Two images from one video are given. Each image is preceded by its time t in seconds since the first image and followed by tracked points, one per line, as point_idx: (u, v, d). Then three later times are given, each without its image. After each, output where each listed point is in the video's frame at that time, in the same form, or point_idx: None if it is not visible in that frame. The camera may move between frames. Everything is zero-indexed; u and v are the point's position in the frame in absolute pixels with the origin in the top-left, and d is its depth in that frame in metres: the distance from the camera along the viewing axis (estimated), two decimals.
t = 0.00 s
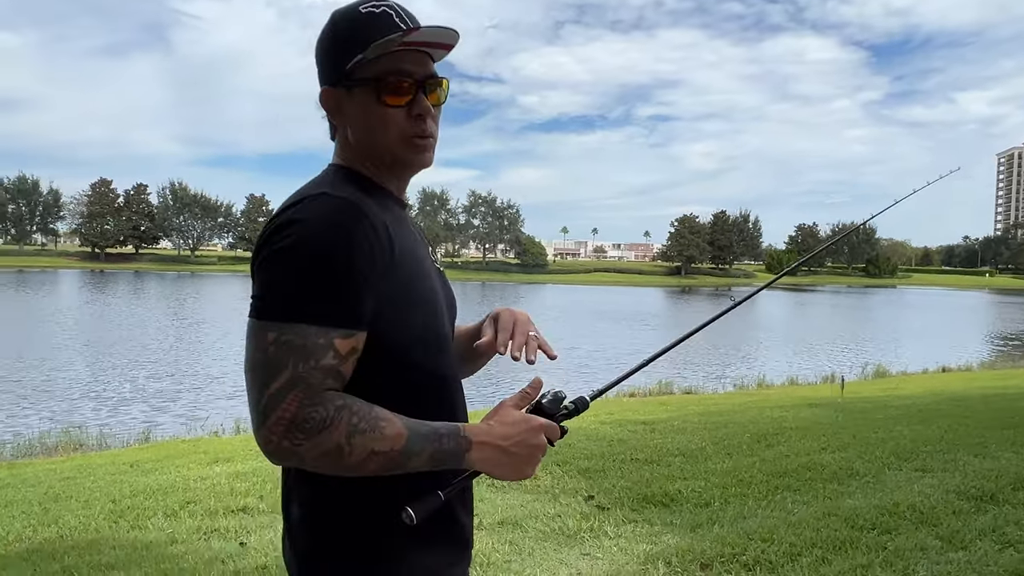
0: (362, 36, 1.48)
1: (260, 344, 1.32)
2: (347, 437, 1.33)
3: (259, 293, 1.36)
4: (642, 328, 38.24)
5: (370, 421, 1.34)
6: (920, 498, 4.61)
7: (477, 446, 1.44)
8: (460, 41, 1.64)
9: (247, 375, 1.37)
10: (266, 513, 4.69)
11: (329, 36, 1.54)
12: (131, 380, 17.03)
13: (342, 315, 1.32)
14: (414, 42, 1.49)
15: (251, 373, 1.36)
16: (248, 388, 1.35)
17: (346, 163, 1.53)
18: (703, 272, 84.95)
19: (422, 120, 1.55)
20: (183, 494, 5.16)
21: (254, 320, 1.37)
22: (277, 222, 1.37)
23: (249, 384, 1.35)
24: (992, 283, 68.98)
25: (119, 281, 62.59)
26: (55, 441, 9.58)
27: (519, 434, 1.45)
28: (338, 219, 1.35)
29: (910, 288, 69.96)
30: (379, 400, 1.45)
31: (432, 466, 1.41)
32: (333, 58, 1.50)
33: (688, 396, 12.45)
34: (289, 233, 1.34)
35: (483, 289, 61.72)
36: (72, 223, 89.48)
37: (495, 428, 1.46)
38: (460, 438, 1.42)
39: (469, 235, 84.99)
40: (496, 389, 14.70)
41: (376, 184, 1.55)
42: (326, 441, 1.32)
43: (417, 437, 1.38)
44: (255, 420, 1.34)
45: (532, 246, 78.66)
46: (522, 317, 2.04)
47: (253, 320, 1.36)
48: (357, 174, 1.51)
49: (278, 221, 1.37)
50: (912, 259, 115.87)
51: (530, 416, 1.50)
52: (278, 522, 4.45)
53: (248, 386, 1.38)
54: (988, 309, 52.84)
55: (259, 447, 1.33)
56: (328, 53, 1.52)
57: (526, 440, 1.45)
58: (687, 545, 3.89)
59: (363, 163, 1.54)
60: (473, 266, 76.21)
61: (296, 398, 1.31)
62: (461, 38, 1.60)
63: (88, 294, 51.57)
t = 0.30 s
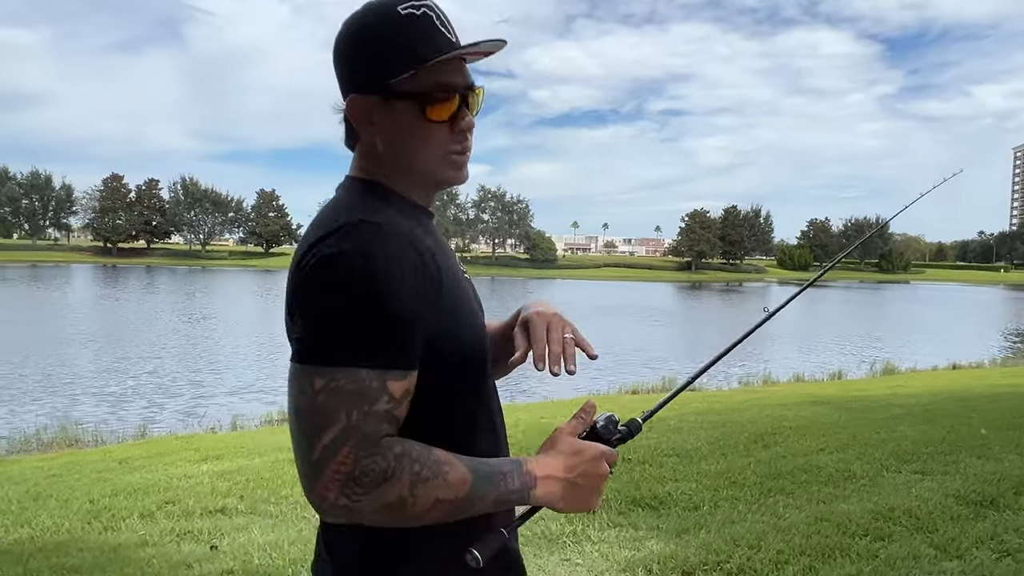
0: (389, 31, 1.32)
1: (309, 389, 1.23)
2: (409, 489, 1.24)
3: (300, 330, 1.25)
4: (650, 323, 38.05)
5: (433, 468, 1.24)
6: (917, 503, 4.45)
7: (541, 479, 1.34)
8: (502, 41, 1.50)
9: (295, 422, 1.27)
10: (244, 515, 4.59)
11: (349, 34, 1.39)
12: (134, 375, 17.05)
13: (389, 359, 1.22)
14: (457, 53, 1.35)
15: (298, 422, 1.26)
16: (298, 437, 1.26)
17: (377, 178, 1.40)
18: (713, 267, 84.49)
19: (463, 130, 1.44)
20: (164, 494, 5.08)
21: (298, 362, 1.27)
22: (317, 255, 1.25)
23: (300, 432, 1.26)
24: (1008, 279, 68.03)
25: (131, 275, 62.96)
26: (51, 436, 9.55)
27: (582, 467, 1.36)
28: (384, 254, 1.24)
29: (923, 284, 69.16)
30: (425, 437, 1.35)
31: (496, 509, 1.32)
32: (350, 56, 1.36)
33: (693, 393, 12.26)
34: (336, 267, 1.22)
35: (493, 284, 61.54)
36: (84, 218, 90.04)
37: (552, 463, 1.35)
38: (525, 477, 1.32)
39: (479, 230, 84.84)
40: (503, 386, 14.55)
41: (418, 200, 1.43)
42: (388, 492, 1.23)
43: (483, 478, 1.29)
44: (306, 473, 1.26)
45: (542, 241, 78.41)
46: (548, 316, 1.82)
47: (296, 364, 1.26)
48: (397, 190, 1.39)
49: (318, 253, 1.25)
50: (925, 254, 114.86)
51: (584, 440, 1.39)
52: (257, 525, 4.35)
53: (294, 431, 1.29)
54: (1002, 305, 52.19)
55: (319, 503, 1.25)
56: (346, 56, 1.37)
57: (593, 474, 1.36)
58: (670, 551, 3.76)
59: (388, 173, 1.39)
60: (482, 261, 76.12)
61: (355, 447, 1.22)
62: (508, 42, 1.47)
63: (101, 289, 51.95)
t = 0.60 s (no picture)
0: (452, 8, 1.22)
1: (417, 409, 1.15)
2: (539, 503, 1.23)
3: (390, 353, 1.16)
4: (655, 322, 37.91)
5: (557, 478, 1.25)
6: (905, 508, 4.33)
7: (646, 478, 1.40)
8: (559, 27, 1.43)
9: (393, 446, 1.18)
10: (217, 519, 4.50)
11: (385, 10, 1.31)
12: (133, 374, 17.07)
13: (482, 365, 1.15)
14: (524, 45, 1.27)
15: (392, 444, 1.18)
16: (404, 467, 1.18)
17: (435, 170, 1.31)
18: (719, 265, 84.22)
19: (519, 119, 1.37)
20: (135, 498, 4.98)
21: (387, 385, 1.18)
22: (400, 257, 1.15)
23: (407, 465, 1.17)
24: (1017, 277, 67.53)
25: (137, 274, 63.20)
26: (44, 435, 9.54)
27: (685, 463, 1.43)
28: (473, 254, 1.17)
29: (931, 281, 68.73)
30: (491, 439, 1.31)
31: (613, 512, 1.33)
32: (395, 38, 1.26)
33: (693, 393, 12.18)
34: (428, 274, 1.13)
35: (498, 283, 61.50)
36: (91, 217, 90.46)
37: (657, 450, 1.43)
38: (630, 478, 1.35)
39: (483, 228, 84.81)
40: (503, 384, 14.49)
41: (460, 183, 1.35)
42: (518, 511, 1.21)
43: (598, 483, 1.31)
44: (417, 503, 1.19)
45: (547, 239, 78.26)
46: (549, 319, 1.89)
47: (389, 385, 1.17)
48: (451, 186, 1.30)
49: (398, 258, 1.15)
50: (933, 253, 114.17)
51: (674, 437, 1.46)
52: (227, 532, 4.23)
53: (397, 464, 1.20)
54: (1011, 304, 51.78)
55: (442, 539, 1.19)
56: (386, 44, 1.28)
57: (688, 468, 1.43)
58: (643, 558, 3.67)
59: (416, 152, 1.30)
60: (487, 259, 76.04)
61: (479, 464, 1.17)
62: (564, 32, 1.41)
63: (108, 288, 52.17)
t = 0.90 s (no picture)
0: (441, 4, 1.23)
1: (399, 414, 1.14)
2: (515, 503, 1.25)
3: (364, 354, 1.14)
4: (653, 323, 37.83)
5: (532, 477, 1.28)
6: (879, 512, 4.24)
7: (620, 472, 1.42)
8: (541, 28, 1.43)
9: (367, 443, 1.18)
10: (179, 524, 4.42)
11: None
12: (125, 377, 17.03)
13: (469, 367, 1.15)
14: (506, 44, 1.27)
15: (367, 439, 1.17)
16: (382, 467, 1.18)
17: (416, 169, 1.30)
18: (720, 266, 84.16)
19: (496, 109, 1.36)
20: (99, 503, 4.91)
21: (364, 386, 1.16)
22: (384, 256, 1.13)
23: (385, 467, 1.18)
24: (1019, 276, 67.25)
25: (138, 276, 63.26)
26: (28, 439, 9.49)
27: (654, 448, 1.47)
28: (460, 253, 1.16)
29: (933, 281, 68.51)
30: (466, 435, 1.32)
31: (588, 506, 1.38)
32: (377, 32, 1.25)
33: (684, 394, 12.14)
34: (412, 274, 1.12)
35: (498, 284, 61.42)
36: (91, 220, 90.51)
37: (634, 443, 1.44)
38: (605, 468, 1.40)
39: (484, 229, 84.76)
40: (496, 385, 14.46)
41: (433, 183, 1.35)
42: (495, 508, 1.24)
43: (574, 479, 1.35)
44: (396, 510, 1.20)
45: (548, 240, 78.17)
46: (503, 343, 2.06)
47: (367, 386, 1.15)
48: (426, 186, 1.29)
49: (380, 254, 1.14)
50: (935, 252, 113.96)
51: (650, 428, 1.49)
52: (185, 537, 4.14)
53: (373, 465, 1.20)
54: (1012, 303, 51.54)
55: (421, 539, 1.19)
56: (370, 45, 1.28)
57: (662, 456, 1.47)
58: (607, 564, 3.58)
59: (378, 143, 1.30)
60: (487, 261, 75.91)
61: (457, 465, 1.19)
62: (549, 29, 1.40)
63: (108, 290, 52.20)
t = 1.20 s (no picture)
0: (413, 37, 1.39)
1: (355, 379, 1.26)
2: (455, 481, 1.35)
3: (336, 326, 1.28)
4: (648, 325, 37.74)
5: (468, 465, 1.36)
6: (850, 517, 4.16)
7: (552, 479, 1.48)
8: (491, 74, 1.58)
9: (325, 407, 1.30)
10: (136, 533, 4.33)
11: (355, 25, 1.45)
12: (109, 383, 16.88)
13: (431, 348, 1.29)
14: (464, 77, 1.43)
15: (326, 407, 1.30)
16: (335, 429, 1.30)
17: (391, 181, 1.44)
18: (715, 268, 84.12)
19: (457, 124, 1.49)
20: (58, 511, 4.82)
21: (330, 356, 1.28)
22: (360, 243, 1.28)
23: (337, 428, 1.29)
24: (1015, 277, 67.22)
25: (132, 281, 62.97)
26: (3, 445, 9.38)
27: (586, 465, 1.53)
28: (430, 244, 1.31)
29: (928, 282, 68.53)
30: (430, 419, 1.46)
31: (520, 507, 1.45)
32: (351, 55, 1.40)
33: (671, 396, 12.12)
34: (383, 258, 1.27)
35: (493, 287, 61.29)
36: (85, 224, 90.15)
37: (568, 460, 1.51)
38: (541, 475, 1.47)
39: (479, 232, 84.65)
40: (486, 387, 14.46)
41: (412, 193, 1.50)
42: (433, 489, 1.33)
43: (510, 480, 1.42)
44: (342, 472, 1.31)
45: (543, 243, 78.11)
46: (484, 373, 2.27)
47: (332, 354, 1.27)
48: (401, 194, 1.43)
49: (358, 241, 1.29)
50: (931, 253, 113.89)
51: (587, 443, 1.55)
52: (139, 546, 4.06)
53: (326, 427, 1.32)
54: (1007, 304, 51.54)
55: (367, 510, 1.31)
56: (347, 69, 1.41)
57: (593, 475, 1.53)
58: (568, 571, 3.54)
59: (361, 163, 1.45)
60: (483, 264, 75.81)
61: (405, 438, 1.30)
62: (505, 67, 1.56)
63: (100, 294, 51.96)
